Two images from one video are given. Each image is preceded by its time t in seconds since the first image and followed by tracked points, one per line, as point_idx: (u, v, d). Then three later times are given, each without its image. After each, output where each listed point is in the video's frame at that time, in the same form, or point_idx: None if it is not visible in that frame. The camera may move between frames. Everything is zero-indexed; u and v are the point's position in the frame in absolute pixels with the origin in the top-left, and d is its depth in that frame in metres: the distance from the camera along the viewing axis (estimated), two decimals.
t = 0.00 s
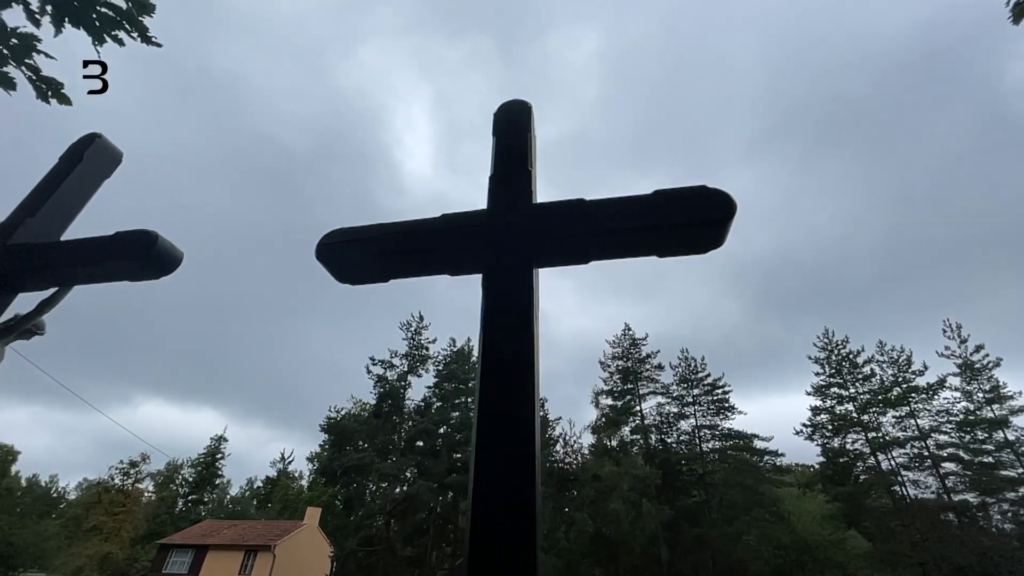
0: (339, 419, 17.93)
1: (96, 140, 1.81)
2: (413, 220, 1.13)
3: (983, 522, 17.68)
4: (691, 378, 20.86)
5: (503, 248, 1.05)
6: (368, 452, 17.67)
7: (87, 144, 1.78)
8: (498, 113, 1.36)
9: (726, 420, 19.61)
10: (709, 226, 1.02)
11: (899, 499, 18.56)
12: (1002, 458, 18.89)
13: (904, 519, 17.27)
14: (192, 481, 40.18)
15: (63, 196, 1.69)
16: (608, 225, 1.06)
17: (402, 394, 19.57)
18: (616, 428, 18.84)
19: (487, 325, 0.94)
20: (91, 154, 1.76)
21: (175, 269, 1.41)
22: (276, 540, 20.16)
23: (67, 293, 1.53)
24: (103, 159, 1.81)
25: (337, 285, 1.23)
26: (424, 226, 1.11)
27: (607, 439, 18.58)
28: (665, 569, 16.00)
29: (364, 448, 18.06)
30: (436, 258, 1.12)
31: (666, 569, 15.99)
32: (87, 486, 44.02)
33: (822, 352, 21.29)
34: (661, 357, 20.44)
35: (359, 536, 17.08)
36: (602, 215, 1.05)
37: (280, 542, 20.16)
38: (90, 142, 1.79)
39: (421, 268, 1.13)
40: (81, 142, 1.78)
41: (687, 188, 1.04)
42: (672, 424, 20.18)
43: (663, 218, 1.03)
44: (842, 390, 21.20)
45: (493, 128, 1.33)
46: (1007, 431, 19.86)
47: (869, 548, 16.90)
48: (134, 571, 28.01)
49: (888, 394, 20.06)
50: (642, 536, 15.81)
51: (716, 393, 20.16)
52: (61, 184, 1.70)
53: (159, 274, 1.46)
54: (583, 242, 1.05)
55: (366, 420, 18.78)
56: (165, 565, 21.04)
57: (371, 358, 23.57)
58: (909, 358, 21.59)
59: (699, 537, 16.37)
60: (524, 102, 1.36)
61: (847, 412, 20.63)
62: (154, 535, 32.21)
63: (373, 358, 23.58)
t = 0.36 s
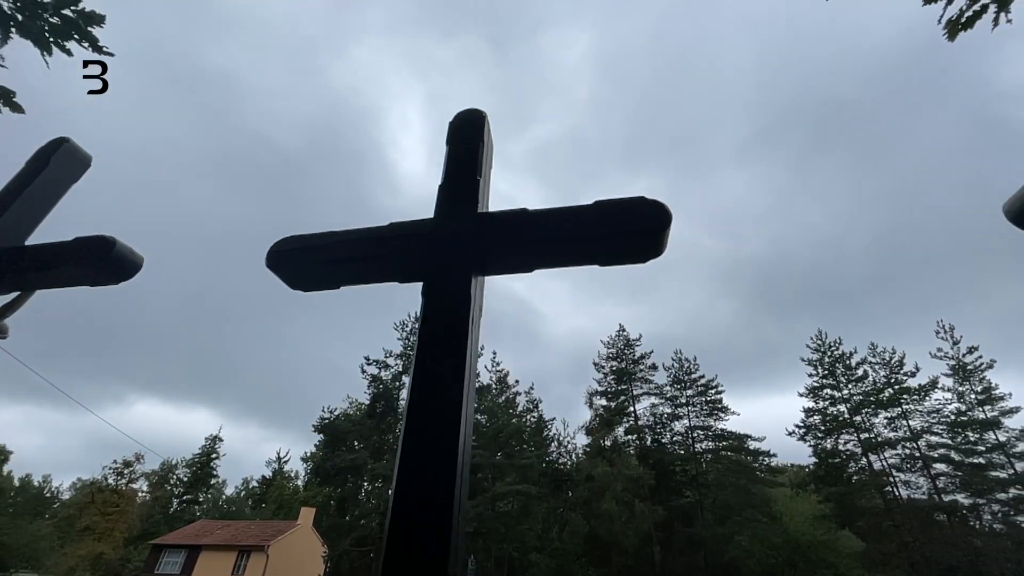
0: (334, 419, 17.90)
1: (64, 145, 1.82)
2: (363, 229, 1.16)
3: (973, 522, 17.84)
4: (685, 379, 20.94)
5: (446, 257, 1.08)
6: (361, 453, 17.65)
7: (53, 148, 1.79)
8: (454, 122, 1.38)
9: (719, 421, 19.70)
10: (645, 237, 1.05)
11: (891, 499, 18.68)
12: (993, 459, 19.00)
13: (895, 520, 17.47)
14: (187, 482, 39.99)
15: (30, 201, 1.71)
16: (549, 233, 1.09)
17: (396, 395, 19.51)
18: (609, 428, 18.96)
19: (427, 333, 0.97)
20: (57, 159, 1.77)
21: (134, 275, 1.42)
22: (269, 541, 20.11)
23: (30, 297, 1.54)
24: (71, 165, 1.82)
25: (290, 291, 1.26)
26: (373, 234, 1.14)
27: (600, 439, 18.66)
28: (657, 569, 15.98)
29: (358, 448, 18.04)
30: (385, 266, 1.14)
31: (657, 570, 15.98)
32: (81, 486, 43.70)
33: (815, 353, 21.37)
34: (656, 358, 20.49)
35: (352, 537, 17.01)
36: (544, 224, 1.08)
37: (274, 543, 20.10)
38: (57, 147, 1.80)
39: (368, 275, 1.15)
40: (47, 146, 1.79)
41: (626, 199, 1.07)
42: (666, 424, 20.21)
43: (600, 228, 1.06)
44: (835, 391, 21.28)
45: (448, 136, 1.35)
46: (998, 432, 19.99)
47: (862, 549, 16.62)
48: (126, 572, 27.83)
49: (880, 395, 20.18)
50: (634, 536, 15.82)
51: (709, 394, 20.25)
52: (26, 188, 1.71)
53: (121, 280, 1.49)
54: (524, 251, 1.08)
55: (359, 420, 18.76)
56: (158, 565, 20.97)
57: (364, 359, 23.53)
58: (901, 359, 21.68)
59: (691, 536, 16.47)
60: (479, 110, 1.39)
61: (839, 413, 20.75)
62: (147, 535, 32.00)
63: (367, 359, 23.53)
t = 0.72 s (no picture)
0: (327, 420, 17.89)
1: (37, 153, 1.84)
2: (319, 243, 1.18)
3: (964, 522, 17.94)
4: (679, 381, 21.03)
5: (397, 271, 1.10)
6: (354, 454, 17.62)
7: (27, 156, 1.82)
8: (415, 135, 1.41)
9: (713, 422, 19.79)
10: (591, 252, 1.08)
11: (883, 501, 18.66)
12: (984, 461, 19.12)
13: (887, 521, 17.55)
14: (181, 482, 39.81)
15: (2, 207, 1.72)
16: (498, 248, 1.12)
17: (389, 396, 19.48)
18: (603, 429, 19.06)
19: (371, 345, 0.99)
20: (29, 167, 1.79)
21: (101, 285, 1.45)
22: (263, 542, 20.10)
23: None
24: (44, 172, 1.84)
25: (249, 301, 1.28)
26: (329, 248, 1.16)
27: (594, 440, 18.74)
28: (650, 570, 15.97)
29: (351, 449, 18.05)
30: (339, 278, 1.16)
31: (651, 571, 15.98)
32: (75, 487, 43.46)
33: (808, 355, 21.48)
34: (649, 360, 20.55)
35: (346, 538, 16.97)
36: (493, 240, 1.12)
37: (268, 544, 20.08)
38: (31, 154, 1.82)
39: (323, 288, 1.17)
40: (21, 154, 1.81)
41: (573, 215, 1.10)
42: (659, 426, 20.29)
43: (547, 244, 1.09)
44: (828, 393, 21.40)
45: (408, 151, 1.38)
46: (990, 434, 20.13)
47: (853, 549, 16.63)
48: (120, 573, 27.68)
49: (871, 397, 20.31)
50: (627, 537, 15.87)
51: (703, 396, 20.33)
52: None
53: (88, 288, 1.50)
54: (474, 264, 1.12)
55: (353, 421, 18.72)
56: (151, 566, 20.90)
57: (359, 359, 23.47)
58: (893, 361, 21.83)
59: (684, 537, 16.51)
60: (440, 124, 1.42)
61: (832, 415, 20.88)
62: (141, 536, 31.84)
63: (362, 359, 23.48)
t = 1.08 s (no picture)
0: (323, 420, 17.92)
1: (11, 160, 1.87)
2: (271, 252, 1.22)
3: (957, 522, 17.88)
4: (673, 381, 21.09)
5: (339, 282, 1.14)
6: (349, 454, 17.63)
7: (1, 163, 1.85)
8: (369, 147, 1.45)
9: (707, 423, 19.87)
10: (526, 264, 1.14)
11: (875, 502, 18.47)
12: (977, 461, 19.21)
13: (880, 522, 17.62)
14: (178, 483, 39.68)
15: None
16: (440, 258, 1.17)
17: (384, 396, 19.50)
18: (598, 429, 19.19)
19: (311, 352, 1.04)
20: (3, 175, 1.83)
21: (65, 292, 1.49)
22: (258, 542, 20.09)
23: None
24: (18, 179, 1.88)
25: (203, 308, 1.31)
26: (279, 258, 1.20)
27: (589, 440, 18.82)
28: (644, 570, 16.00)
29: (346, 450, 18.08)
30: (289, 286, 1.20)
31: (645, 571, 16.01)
32: (71, 487, 43.26)
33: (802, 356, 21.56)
34: (644, 361, 20.62)
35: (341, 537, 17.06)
36: (434, 251, 1.16)
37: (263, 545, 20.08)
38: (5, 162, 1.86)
39: (270, 294, 1.21)
40: None
41: (507, 227, 1.15)
42: (654, 427, 20.35)
43: (485, 255, 1.14)
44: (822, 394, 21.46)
45: (363, 163, 1.41)
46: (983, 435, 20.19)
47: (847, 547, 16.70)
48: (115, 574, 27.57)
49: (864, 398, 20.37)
50: (621, 537, 15.92)
51: (697, 397, 20.39)
52: None
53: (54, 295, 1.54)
54: (416, 275, 1.16)
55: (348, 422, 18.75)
56: (146, 566, 20.88)
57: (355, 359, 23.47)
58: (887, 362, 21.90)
59: (677, 537, 16.57)
60: (394, 137, 1.46)
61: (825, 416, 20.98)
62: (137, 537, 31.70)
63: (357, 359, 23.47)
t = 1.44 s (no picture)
0: (318, 419, 17.87)
1: None
2: (224, 249, 1.25)
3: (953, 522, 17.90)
4: (669, 382, 21.11)
5: (285, 281, 1.17)
6: (343, 454, 17.65)
7: None
8: (329, 147, 1.48)
9: (702, 423, 19.87)
10: (467, 261, 1.17)
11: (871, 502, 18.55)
12: (971, 461, 19.27)
13: (874, 521, 17.64)
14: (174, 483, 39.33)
15: None
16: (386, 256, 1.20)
17: (380, 395, 19.44)
18: (593, 430, 19.17)
19: (254, 346, 1.07)
20: None
21: (29, 290, 1.52)
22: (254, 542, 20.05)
23: None
24: None
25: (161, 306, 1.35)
26: (230, 255, 1.23)
27: (584, 440, 18.83)
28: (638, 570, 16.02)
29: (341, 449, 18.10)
30: (239, 283, 1.23)
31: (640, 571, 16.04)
32: (67, 487, 43.11)
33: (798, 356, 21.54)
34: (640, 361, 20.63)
35: (336, 537, 17.06)
36: (381, 250, 1.20)
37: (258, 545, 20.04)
38: None
39: (223, 292, 1.24)
40: None
41: (450, 226, 1.19)
42: (649, 427, 20.38)
43: (429, 253, 1.18)
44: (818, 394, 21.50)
45: (319, 163, 1.44)
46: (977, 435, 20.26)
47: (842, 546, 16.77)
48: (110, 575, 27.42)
49: (859, 399, 20.42)
50: (615, 537, 15.91)
51: (693, 397, 20.42)
52: None
53: (20, 290, 1.56)
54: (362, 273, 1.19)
55: (343, 422, 18.77)
56: (141, 566, 20.87)
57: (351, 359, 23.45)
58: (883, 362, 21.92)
59: (672, 537, 16.61)
60: (352, 137, 1.49)
61: (820, 416, 21.01)
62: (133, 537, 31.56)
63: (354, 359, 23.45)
